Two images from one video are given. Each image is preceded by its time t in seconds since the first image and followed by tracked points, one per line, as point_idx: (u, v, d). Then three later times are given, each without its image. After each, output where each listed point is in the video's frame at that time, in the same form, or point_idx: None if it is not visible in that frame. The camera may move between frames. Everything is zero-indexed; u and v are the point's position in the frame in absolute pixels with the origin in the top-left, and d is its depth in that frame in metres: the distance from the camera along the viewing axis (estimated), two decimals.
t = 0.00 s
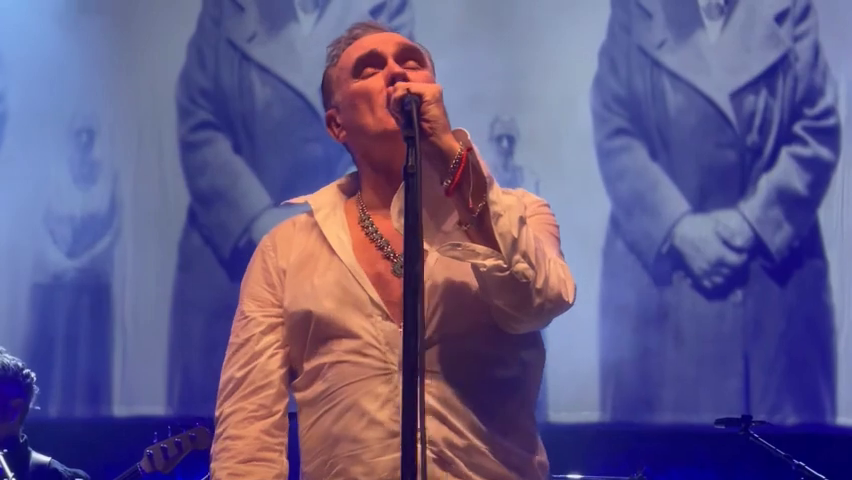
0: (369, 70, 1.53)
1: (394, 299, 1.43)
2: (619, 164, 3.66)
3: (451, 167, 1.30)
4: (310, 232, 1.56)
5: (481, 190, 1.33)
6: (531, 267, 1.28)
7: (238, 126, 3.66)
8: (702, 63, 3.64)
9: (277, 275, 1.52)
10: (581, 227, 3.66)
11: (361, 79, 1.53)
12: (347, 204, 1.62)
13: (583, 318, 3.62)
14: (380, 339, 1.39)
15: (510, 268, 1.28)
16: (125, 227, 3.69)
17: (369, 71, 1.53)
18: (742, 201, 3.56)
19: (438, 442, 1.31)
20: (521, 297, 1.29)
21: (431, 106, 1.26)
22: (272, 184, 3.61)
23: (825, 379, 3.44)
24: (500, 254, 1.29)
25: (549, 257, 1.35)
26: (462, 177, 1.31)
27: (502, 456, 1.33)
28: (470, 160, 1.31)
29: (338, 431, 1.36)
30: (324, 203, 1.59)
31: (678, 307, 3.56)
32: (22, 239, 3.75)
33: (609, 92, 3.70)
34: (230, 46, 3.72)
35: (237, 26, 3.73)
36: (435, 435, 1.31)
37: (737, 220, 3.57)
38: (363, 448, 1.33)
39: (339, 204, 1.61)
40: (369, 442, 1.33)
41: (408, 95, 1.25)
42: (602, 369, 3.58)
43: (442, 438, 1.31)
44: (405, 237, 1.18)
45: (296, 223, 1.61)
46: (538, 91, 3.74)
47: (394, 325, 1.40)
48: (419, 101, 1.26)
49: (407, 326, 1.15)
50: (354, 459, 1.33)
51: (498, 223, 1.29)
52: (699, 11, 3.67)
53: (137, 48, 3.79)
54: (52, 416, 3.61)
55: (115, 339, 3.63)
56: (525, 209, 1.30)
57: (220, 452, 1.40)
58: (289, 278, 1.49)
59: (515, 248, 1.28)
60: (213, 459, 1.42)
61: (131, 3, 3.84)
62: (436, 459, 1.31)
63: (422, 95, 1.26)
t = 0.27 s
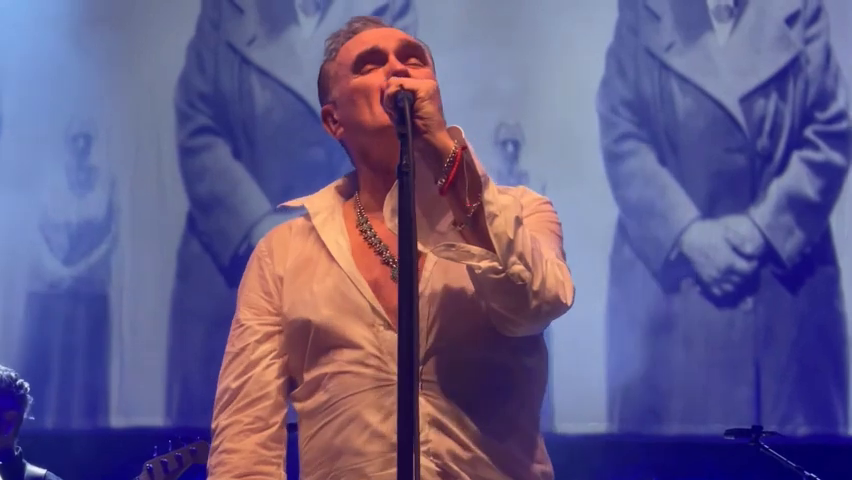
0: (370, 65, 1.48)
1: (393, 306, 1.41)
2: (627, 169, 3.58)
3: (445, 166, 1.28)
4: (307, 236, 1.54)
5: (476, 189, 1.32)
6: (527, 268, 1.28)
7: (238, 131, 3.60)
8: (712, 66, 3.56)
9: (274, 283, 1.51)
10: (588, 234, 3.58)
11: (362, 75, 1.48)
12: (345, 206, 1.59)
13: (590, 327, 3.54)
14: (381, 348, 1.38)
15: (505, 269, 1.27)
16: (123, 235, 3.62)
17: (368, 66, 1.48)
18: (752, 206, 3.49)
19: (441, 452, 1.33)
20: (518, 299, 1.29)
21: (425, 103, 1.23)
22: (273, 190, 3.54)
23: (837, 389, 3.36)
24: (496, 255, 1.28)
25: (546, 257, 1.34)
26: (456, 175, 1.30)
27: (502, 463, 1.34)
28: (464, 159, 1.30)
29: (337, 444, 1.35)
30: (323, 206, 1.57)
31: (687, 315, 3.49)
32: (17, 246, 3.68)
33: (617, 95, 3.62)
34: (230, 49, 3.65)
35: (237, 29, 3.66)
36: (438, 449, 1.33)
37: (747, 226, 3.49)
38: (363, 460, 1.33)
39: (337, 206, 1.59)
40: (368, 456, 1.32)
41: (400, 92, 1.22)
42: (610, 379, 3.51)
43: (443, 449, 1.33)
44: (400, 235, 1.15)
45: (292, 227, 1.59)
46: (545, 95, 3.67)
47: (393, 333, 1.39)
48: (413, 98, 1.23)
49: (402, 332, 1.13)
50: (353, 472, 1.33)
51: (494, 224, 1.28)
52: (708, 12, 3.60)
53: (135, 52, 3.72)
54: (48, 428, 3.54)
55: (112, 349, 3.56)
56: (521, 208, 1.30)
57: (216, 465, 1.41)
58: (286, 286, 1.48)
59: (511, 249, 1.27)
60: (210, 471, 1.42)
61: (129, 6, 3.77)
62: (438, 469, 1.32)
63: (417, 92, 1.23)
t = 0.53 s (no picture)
0: (376, 68, 1.47)
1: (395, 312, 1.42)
2: (630, 178, 3.58)
3: (446, 172, 1.30)
4: (308, 239, 1.53)
5: (476, 197, 1.33)
6: (527, 276, 1.29)
7: (240, 141, 3.61)
8: (715, 75, 3.56)
9: (275, 285, 1.50)
10: (590, 243, 3.57)
11: (366, 78, 1.46)
12: (347, 208, 1.58)
13: (593, 336, 3.53)
14: (384, 354, 1.39)
15: (506, 277, 1.29)
16: (126, 245, 3.63)
17: (374, 70, 1.47)
18: (755, 215, 3.49)
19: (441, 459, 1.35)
20: (519, 307, 1.30)
21: (426, 110, 1.25)
22: (276, 199, 3.57)
23: (840, 398, 3.37)
24: (496, 263, 1.30)
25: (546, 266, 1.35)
26: (458, 183, 1.32)
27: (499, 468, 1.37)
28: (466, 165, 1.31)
29: (337, 451, 1.37)
30: (326, 209, 1.56)
31: (690, 325, 3.49)
32: (19, 255, 3.67)
33: (620, 105, 3.61)
34: (233, 59, 3.65)
35: (240, 38, 3.66)
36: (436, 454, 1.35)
37: (750, 234, 3.49)
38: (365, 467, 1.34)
39: (339, 208, 1.58)
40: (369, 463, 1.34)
41: (402, 99, 1.25)
42: (613, 388, 3.50)
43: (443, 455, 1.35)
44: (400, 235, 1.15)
45: (292, 227, 1.58)
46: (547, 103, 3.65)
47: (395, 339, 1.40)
48: (414, 105, 1.25)
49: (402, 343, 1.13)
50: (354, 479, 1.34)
51: (494, 231, 1.29)
52: (711, 21, 3.60)
53: (138, 62, 3.72)
54: (51, 437, 3.55)
55: (116, 358, 3.57)
56: (521, 216, 1.31)
57: (212, 468, 1.41)
58: (288, 288, 1.47)
59: (511, 258, 1.29)
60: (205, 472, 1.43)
61: (130, 14, 3.75)
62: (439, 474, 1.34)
63: (417, 98, 1.25)
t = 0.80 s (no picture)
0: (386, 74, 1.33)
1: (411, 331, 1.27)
2: (634, 189, 3.59)
3: (458, 188, 1.15)
4: (321, 252, 1.39)
5: (492, 210, 1.18)
6: (540, 293, 1.15)
7: (244, 152, 3.62)
8: (718, 86, 3.56)
9: (287, 299, 1.36)
10: (595, 254, 3.57)
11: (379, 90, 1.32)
12: (358, 223, 1.44)
13: (598, 347, 3.52)
14: (396, 368, 1.25)
15: (519, 294, 1.15)
16: (130, 257, 3.63)
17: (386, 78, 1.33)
18: (759, 226, 3.49)
19: None
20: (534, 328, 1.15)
21: (439, 125, 1.12)
22: (280, 210, 3.58)
23: (845, 408, 3.38)
24: (509, 281, 1.15)
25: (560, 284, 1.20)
26: (472, 198, 1.17)
27: None
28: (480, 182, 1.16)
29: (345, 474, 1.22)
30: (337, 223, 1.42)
31: (695, 336, 3.49)
32: (22, 267, 3.67)
33: (624, 115, 3.61)
34: (237, 70, 3.67)
35: (244, 49, 3.67)
36: None
37: (754, 245, 3.49)
38: None
39: (350, 222, 1.44)
40: None
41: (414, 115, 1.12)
42: (617, 399, 3.49)
43: None
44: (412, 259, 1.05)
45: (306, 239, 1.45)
46: (551, 115, 3.64)
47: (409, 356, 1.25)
48: (427, 120, 1.12)
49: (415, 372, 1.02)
50: None
51: (507, 249, 1.15)
52: (714, 32, 3.60)
53: (140, 73, 3.72)
54: (55, 449, 3.54)
55: (119, 370, 3.56)
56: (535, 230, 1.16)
57: None
58: (300, 301, 1.34)
59: (526, 276, 1.14)
60: None
61: (133, 25, 3.75)
62: None
63: (430, 114, 1.12)
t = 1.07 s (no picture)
0: (366, 99, 1.46)
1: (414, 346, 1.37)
2: (638, 197, 3.58)
3: (455, 197, 1.24)
4: (318, 271, 1.51)
5: (487, 219, 1.27)
6: (542, 298, 1.25)
7: (249, 161, 3.63)
8: (723, 94, 3.56)
9: (288, 318, 1.48)
10: (599, 262, 3.57)
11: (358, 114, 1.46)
12: (352, 243, 1.55)
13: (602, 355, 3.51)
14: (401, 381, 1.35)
15: (521, 299, 1.24)
16: (136, 266, 3.63)
17: (366, 102, 1.46)
18: (763, 234, 3.49)
19: None
20: (536, 328, 1.25)
21: (435, 136, 1.18)
22: (285, 218, 3.59)
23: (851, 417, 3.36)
24: (511, 286, 1.25)
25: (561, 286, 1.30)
26: (468, 207, 1.26)
27: None
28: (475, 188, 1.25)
29: None
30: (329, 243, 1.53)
31: (699, 344, 3.48)
32: (26, 275, 3.66)
33: (628, 124, 3.61)
34: (241, 79, 3.68)
35: (249, 58, 3.69)
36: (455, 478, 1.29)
37: (758, 253, 3.49)
38: None
39: (343, 242, 1.54)
40: None
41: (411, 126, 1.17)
42: (621, 408, 3.49)
43: None
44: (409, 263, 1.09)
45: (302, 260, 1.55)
46: (554, 122, 3.65)
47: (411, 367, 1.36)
48: (423, 131, 1.18)
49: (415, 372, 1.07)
50: None
51: (509, 253, 1.24)
52: (718, 41, 3.60)
53: (146, 82, 3.73)
54: (59, 458, 3.53)
55: (124, 378, 3.56)
56: (533, 236, 1.25)
57: None
58: (301, 321, 1.45)
59: (527, 280, 1.24)
60: None
61: (139, 35, 3.78)
62: None
63: (427, 125, 1.18)
